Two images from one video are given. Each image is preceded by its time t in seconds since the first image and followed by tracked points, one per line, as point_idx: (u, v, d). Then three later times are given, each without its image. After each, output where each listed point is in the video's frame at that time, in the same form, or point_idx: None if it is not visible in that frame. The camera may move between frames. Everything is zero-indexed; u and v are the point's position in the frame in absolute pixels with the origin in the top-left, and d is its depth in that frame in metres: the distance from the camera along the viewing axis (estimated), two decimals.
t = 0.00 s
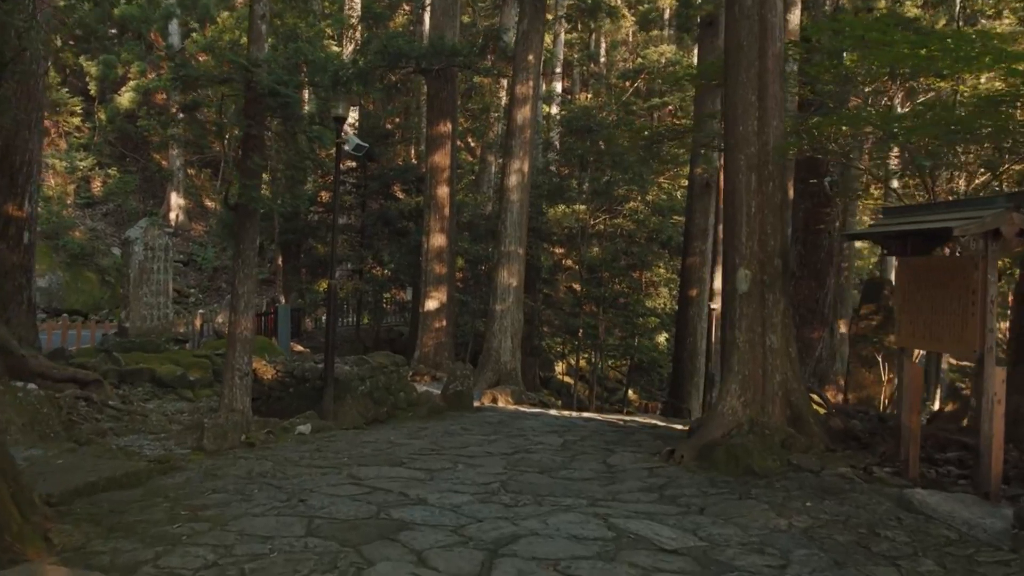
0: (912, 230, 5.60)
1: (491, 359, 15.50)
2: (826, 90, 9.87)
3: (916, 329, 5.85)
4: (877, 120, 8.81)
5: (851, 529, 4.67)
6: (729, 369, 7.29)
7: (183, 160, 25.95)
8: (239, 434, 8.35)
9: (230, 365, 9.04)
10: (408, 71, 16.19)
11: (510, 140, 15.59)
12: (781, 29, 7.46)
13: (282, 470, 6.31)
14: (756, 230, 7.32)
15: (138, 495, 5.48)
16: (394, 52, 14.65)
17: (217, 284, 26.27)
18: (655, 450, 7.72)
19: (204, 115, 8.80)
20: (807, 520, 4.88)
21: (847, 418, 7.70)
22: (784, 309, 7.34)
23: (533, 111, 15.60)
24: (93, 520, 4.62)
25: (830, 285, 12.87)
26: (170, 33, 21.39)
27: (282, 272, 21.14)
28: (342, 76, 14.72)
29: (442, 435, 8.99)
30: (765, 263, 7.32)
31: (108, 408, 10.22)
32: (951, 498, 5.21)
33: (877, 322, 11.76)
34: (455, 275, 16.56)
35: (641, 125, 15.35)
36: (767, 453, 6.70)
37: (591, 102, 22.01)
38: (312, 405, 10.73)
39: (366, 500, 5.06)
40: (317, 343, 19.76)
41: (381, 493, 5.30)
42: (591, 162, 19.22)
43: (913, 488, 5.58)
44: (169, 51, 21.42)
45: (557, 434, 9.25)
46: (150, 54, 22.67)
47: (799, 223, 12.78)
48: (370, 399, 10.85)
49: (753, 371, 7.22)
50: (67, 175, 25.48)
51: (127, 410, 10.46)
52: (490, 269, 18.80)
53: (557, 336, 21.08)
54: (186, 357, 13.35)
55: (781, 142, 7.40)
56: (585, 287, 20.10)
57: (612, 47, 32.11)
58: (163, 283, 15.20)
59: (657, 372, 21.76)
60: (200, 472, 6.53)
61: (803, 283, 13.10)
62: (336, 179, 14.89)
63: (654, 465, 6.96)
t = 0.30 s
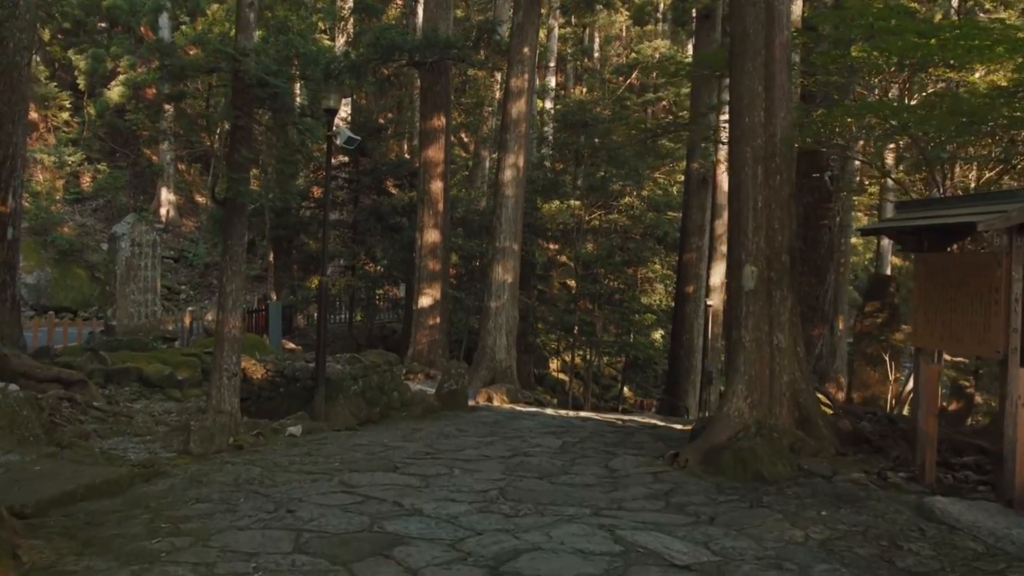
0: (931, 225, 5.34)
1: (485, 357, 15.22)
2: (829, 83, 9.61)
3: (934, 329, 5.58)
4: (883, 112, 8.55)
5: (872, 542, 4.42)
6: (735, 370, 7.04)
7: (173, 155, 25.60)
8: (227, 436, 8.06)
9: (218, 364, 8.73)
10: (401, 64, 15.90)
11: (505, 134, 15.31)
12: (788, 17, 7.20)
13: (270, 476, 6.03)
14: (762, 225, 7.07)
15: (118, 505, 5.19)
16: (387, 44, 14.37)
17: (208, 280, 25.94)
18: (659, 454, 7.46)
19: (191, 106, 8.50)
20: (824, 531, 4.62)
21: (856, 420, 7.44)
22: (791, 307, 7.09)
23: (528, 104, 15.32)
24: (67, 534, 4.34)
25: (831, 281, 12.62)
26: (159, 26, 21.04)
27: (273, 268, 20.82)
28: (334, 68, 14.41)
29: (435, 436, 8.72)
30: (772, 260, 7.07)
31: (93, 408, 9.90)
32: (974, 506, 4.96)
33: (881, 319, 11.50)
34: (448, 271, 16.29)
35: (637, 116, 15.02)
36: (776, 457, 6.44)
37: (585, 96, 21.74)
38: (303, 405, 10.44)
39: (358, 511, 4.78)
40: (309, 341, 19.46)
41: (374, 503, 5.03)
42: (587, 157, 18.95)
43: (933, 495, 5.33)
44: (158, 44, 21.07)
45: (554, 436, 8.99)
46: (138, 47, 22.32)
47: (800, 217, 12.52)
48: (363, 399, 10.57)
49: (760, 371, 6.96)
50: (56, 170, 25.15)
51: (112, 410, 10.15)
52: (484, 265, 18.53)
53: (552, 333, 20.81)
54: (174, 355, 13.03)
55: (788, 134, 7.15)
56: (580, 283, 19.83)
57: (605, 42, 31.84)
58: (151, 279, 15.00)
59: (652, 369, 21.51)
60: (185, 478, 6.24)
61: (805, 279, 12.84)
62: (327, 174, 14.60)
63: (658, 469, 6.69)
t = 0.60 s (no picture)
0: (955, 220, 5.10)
1: (478, 355, 14.94)
2: (833, 74, 9.37)
3: (953, 329, 5.35)
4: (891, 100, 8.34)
5: (895, 556, 4.16)
6: (740, 371, 6.78)
7: (160, 150, 25.21)
8: (213, 439, 7.77)
9: (202, 365, 8.36)
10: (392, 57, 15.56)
11: (497, 128, 15.01)
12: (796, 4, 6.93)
13: (256, 484, 5.74)
14: (769, 220, 6.81)
15: (95, 517, 4.90)
16: (378, 36, 14.06)
17: (197, 277, 25.58)
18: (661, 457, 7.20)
19: (174, 97, 8.18)
20: (844, 544, 4.36)
21: (865, 422, 7.19)
22: (799, 305, 6.84)
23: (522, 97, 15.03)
24: (34, 552, 4.04)
25: (830, 277, 12.38)
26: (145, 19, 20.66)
27: (262, 264, 20.49)
28: (323, 61, 14.08)
29: (428, 438, 8.44)
30: (779, 256, 6.81)
31: (75, 410, 9.57)
32: (1000, 515, 4.71)
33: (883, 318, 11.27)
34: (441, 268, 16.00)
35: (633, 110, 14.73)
36: (784, 461, 6.18)
37: (578, 90, 21.44)
38: (291, 406, 10.13)
39: (349, 524, 4.50)
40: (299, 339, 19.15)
41: (365, 514, 4.76)
42: (581, 153, 18.67)
43: (955, 504, 5.07)
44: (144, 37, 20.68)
45: (551, 438, 8.72)
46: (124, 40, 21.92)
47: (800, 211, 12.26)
48: (353, 400, 10.28)
49: (766, 372, 6.72)
50: (41, 166, 24.74)
51: (94, 412, 9.82)
52: (477, 261, 18.24)
53: (545, 329, 20.54)
54: (160, 354, 12.70)
55: (796, 126, 6.89)
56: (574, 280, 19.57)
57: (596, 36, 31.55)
58: (135, 276, 14.66)
59: (646, 365, 21.28)
60: (167, 485, 5.94)
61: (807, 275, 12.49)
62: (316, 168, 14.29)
63: (661, 475, 6.43)
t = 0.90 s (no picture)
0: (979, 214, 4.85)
1: (469, 353, 14.65)
2: (836, 65, 9.13)
3: (974, 328, 5.10)
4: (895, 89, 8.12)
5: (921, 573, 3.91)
6: (745, 373, 6.53)
7: (144, 144, 24.81)
8: (196, 443, 7.47)
9: (183, 365, 8.04)
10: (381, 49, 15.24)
11: (488, 122, 14.72)
12: None
13: (240, 493, 5.45)
14: (775, 215, 6.55)
15: (67, 531, 4.61)
16: (366, 27, 13.77)
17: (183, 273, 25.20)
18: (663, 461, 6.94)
19: (155, 87, 7.86)
20: (865, 559, 4.10)
21: (873, 424, 6.94)
22: (805, 304, 6.59)
23: (514, 90, 14.74)
24: None
25: (828, 273, 12.15)
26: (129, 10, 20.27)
27: (249, 260, 20.14)
28: (311, 53, 13.76)
29: (418, 441, 8.14)
30: (785, 253, 6.56)
31: (54, 411, 9.25)
32: None
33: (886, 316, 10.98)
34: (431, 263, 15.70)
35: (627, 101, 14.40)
36: (792, 467, 5.92)
37: (569, 83, 21.14)
38: (278, 407, 9.83)
39: (338, 540, 4.22)
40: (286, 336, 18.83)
41: (355, 527, 4.48)
42: (572, 147, 18.39)
43: (976, 514, 4.82)
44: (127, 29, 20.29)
45: (546, 441, 8.43)
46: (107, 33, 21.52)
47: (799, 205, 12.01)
48: (341, 400, 9.99)
49: (772, 373, 6.46)
50: (24, 161, 24.31)
51: (75, 413, 9.50)
52: (468, 257, 17.94)
53: (536, 326, 20.26)
54: (144, 353, 12.37)
55: (802, 118, 6.64)
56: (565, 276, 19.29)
57: (586, 30, 31.23)
58: (117, 272, 14.34)
59: (638, 362, 21.02)
60: (147, 494, 5.65)
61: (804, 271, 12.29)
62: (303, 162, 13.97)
63: (664, 480, 6.16)
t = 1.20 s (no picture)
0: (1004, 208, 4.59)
1: (459, 350, 14.38)
2: (839, 55, 8.88)
3: (997, 328, 4.85)
4: (900, 79, 7.92)
5: None
6: (749, 373, 6.28)
7: (128, 139, 24.39)
8: (178, 447, 7.16)
9: (165, 365, 7.65)
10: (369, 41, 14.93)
11: (478, 115, 14.45)
12: None
13: (223, 501, 5.18)
14: (781, 210, 6.30)
15: (38, 545, 4.33)
16: (353, 18, 13.50)
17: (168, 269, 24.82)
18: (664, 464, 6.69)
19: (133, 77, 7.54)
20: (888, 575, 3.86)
21: (882, 426, 6.70)
22: (812, 302, 6.35)
23: (505, 82, 14.45)
24: None
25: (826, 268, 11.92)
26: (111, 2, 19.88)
27: (235, 256, 19.80)
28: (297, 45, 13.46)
29: (408, 444, 7.87)
30: (792, 248, 6.31)
31: (31, 414, 8.93)
32: None
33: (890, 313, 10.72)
34: (420, 260, 15.43)
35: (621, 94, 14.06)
36: (802, 471, 5.68)
37: (559, 77, 20.85)
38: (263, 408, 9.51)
39: (326, 557, 3.96)
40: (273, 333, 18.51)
41: (345, 541, 4.22)
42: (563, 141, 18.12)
43: (999, 523, 4.58)
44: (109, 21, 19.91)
45: (541, 443, 8.17)
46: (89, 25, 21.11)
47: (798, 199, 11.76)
48: (329, 401, 9.70)
49: (778, 373, 6.22)
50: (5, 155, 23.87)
51: (53, 415, 9.19)
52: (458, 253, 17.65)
53: (526, 323, 19.99)
54: (126, 352, 12.05)
55: (810, 109, 6.38)
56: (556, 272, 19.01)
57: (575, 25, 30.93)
58: (97, 269, 14.01)
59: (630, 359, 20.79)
60: (124, 502, 5.36)
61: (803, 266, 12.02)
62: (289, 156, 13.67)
63: (667, 486, 5.91)
